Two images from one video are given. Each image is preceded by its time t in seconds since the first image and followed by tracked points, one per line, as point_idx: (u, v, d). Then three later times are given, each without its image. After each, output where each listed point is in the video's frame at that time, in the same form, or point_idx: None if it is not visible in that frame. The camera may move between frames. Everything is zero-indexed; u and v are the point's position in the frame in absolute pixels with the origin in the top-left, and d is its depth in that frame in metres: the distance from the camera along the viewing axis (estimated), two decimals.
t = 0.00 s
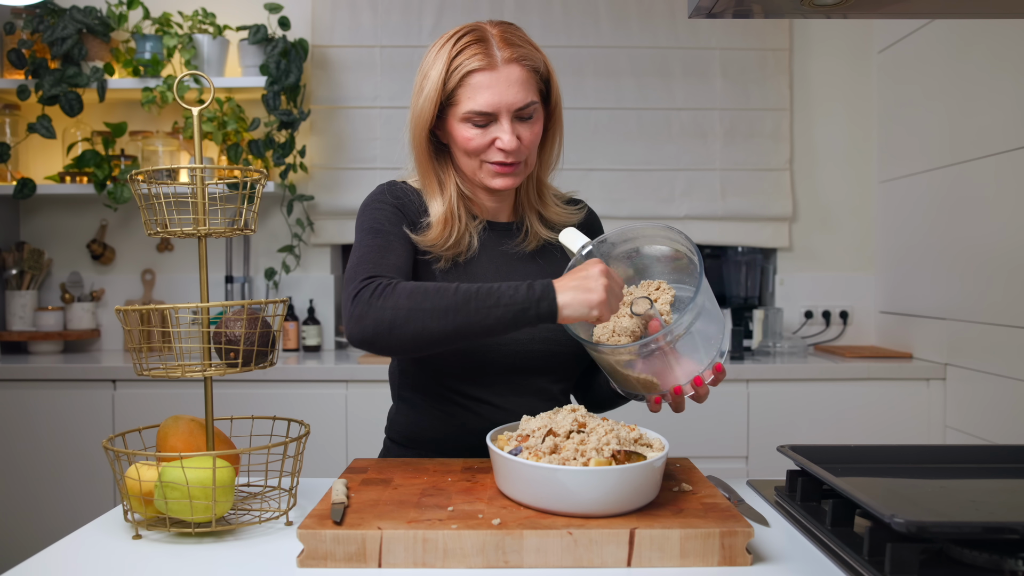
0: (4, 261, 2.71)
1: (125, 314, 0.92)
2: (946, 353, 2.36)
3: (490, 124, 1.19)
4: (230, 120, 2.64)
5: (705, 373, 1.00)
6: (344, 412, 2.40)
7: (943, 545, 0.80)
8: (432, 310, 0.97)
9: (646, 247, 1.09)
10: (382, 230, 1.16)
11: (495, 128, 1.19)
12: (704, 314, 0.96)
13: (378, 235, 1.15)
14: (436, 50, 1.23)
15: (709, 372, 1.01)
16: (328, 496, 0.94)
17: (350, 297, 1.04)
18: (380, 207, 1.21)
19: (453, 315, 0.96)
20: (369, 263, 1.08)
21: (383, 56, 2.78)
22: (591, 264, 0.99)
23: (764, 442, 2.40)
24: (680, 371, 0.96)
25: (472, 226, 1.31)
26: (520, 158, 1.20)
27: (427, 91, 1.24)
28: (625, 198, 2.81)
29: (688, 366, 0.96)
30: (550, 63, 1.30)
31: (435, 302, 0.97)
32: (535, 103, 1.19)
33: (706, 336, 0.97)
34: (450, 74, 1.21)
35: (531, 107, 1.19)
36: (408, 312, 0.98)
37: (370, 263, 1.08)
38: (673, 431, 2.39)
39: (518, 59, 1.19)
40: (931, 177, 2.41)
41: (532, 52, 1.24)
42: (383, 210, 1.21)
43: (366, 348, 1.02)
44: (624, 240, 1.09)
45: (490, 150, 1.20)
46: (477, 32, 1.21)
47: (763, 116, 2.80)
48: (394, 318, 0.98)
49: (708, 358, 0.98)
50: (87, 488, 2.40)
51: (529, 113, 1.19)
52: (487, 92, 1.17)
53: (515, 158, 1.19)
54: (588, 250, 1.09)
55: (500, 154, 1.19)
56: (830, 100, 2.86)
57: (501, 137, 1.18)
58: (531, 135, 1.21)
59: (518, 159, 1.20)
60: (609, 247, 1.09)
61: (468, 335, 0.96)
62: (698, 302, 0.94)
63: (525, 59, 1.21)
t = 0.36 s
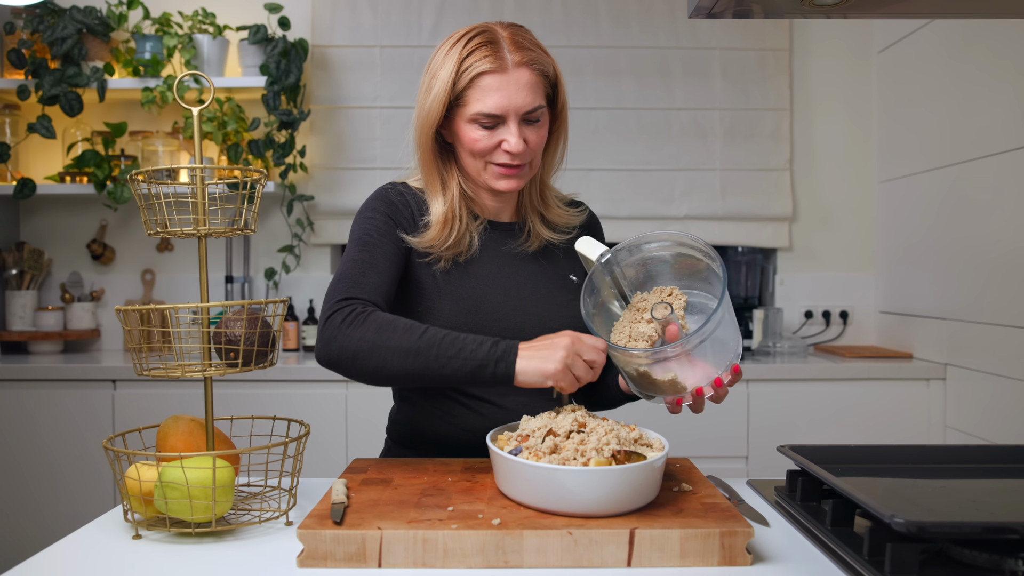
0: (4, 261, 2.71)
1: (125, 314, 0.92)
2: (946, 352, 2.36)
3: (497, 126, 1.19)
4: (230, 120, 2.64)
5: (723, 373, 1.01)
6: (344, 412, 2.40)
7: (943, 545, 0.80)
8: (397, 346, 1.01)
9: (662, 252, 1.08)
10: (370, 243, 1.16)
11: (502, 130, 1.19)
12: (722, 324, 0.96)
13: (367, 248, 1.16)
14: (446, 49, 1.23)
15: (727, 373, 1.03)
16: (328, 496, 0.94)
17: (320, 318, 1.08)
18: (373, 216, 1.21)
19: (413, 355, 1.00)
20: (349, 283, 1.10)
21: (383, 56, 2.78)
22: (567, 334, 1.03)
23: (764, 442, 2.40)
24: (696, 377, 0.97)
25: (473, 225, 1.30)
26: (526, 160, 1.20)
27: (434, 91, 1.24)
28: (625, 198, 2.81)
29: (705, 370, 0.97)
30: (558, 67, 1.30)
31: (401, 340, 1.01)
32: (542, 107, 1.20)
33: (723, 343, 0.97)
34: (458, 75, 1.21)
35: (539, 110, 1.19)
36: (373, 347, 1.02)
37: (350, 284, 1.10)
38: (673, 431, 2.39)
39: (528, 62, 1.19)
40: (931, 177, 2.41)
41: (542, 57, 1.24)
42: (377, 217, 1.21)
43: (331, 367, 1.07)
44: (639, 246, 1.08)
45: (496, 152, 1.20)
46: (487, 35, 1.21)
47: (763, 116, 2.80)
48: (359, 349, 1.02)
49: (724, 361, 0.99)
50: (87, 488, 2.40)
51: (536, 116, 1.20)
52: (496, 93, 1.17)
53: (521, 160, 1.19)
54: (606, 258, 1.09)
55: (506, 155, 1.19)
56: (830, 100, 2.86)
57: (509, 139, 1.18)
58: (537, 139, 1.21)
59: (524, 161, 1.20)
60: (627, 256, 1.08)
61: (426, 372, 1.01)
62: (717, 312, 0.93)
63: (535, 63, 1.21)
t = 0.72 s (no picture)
0: (4, 261, 2.71)
1: (125, 314, 0.92)
2: (946, 353, 2.36)
3: (501, 126, 1.19)
4: (230, 119, 2.64)
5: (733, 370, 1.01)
6: (344, 412, 2.40)
7: (943, 544, 0.80)
8: (397, 354, 1.02)
9: (672, 250, 1.09)
10: (370, 247, 1.16)
11: (506, 131, 1.19)
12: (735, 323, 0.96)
13: (367, 252, 1.16)
14: (449, 49, 1.22)
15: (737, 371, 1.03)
16: (328, 496, 0.94)
17: (321, 322, 1.08)
18: (374, 218, 1.21)
19: (412, 364, 1.01)
20: (350, 288, 1.10)
21: (383, 56, 2.78)
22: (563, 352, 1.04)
23: (764, 441, 2.40)
24: (707, 375, 0.96)
25: (475, 226, 1.31)
26: (529, 161, 1.21)
27: (437, 91, 1.23)
28: (625, 197, 2.81)
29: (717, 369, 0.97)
30: (561, 67, 1.30)
31: (401, 348, 1.02)
32: (545, 107, 1.20)
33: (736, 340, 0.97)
34: (462, 76, 1.21)
35: (542, 110, 1.19)
36: (374, 353, 1.02)
37: (350, 288, 1.10)
38: (673, 431, 2.40)
39: (532, 62, 1.20)
40: (931, 177, 2.42)
41: (545, 57, 1.24)
42: (379, 219, 1.22)
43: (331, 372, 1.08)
44: (649, 244, 1.09)
45: (500, 153, 1.20)
46: (491, 35, 1.21)
47: (763, 116, 2.80)
48: (360, 355, 1.03)
49: (736, 359, 0.99)
50: (87, 488, 2.40)
51: (539, 116, 1.20)
52: (501, 94, 1.17)
53: (524, 161, 1.20)
54: (620, 256, 1.09)
55: (510, 156, 1.20)
56: (830, 100, 2.86)
57: (512, 140, 1.18)
58: (540, 139, 1.21)
59: (527, 162, 1.20)
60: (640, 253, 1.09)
61: (424, 381, 1.01)
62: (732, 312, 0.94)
63: (539, 63, 1.21)
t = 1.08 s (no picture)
0: (4, 261, 2.71)
1: (125, 314, 0.92)
2: (946, 352, 2.36)
3: (505, 128, 1.19)
4: (230, 120, 2.64)
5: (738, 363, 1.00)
6: (344, 411, 2.40)
7: (944, 544, 0.80)
8: (397, 353, 1.02)
9: (678, 244, 1.09)
10: (372, 246, 1.16)
11: (509, 131, 1.19)
12: (739, 315, 0.96)
13: (368, 251, 1.16)
14: (453, 51, 1.22)
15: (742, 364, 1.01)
16: (328, 496, 0.94)
17: (321, 320, 1.08)
18: (376, 217, 1.21)
19: (410, 363, 1.02)
20: (351, 287, 1.10)
21: (383, 57, 2.78)
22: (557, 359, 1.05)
23: (764, 441, 2.40)
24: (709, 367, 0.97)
25: (477, 226, 1.31)
26: (532, 162, 1.21)
27: (441, 92, 1.23)
28: (625, 197, 2.81)
29: (721, 362, 0.97)
30: (565, 70, 1.30)
31: (401, 349, 1.02)
32: (549, 110, 1.20)
33: (739, 334, 0.97)
34: (466, 77, 1.21)
35: (546, 112, 1.19)
36: (373, 352, 1.02)
37: (351, 287, 1.10)
38: (673, 431, 2.40)
39: (536, 65, 1.20)
40: (931, 177, 2.41)
41: (550, 60, 1.25)
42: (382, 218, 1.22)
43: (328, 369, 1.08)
44: (651, 239, 1.11)
45: (503, 153, 1.20)
46: (495, 37, 1.21)
47: (763, 116, 2.80)
48: (360, 354, 1.03)
49: (741, 351, 0.99)
50: (87, 488, 2.40)
51: (543, 118, 1.20)
52: (505, 95, 1.17)
53: (527, 161, 1.20)
54: (624, 249, 1.10)
55: (513, 157, 1.20)
56: (830, 100, 2.86)
57: (515, 141, 1.18)
58: (544, 140, 1.21)
59: (530, 162, 1.21)
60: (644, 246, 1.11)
61: (423, 381, 1.02)
62: (733, 301, 0.94)
63: (543, 66, 1.21)
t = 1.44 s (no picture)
0: (4, 261, 2.71)
1: (125, 314, 0.92)
2: (946, 352, 2.36)
3: (507, 129, 1.19)
4: (230, 120, 2.64)
5: (737, 365, 1.00)
6: (344, 411, 2.40)
7: (943, 545, 0.80)
8: (380, 360, 1.03)
9: (676, 245, 1.10)
10: (367, 248, 1.17)
11: (511, 132, 1.19)
12: (738, 315, 0.96)
13: (363, 253, 1.16)
14: (456, 51, 1.23)
15: (741, 365, 1.01)
16: (328, 496, 0.94)
17: (309, 320, 1.09)
18: (374, 218, 1.22)
19: (390, 371, 1.03)
20: (342, 289, 1.11)
21: (383, 57, 2.78)
22: (537, 364, 1.06)
23: (764, 441, 2.40)
24: (708, 367, 0.97)
25: (479, 226, 1.31)
26: (533, 163, 1.21)
27: (444, 92, 1.23)
28: (625, 197, 2.81)
29: (720, 362, 0.97)
30: (568, 70, 1.30)
31: (385, 356, 1.03)
32: (552, 111, 1.20)
33: (739, 334, 0.97)
34: (469, 77, 1.21)
35: (549, 114, 1.19)
36: (355, 358, 1.04)
37: (342, 289, 1.10)
38: (673, 431, 2.40)
39: (540, 66, 1.20)
40: (930, 178, 2.42)
41: (554, 62, 1.24)
42: (379, 218, 1.22)
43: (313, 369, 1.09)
44: (652, 239, 1.11)
45: (505, 154, 1.20)
46: (499, 38, 1.21)
47: (763, 116, 2.80)
48: (344, 358, 1.04)
49: (741, 352, 0.99)
50: (87, 488, 2.40)
51: (545, 119, 1.20)
52: (507, 96, 1.17)
53: (529, 162, 1.20)
54: (623, 249, 1.10)
55: (515, 157, 1.20)
56: (830, 100, 2.86)
57: (517, 142, 1.18)
58: (546, 141, 1.21)
59: (532, 163, 1.21)
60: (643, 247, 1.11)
61: (402, 389, 1.03)
62: (733, 301, 0.94)
63: (547, 67, 1.21)
